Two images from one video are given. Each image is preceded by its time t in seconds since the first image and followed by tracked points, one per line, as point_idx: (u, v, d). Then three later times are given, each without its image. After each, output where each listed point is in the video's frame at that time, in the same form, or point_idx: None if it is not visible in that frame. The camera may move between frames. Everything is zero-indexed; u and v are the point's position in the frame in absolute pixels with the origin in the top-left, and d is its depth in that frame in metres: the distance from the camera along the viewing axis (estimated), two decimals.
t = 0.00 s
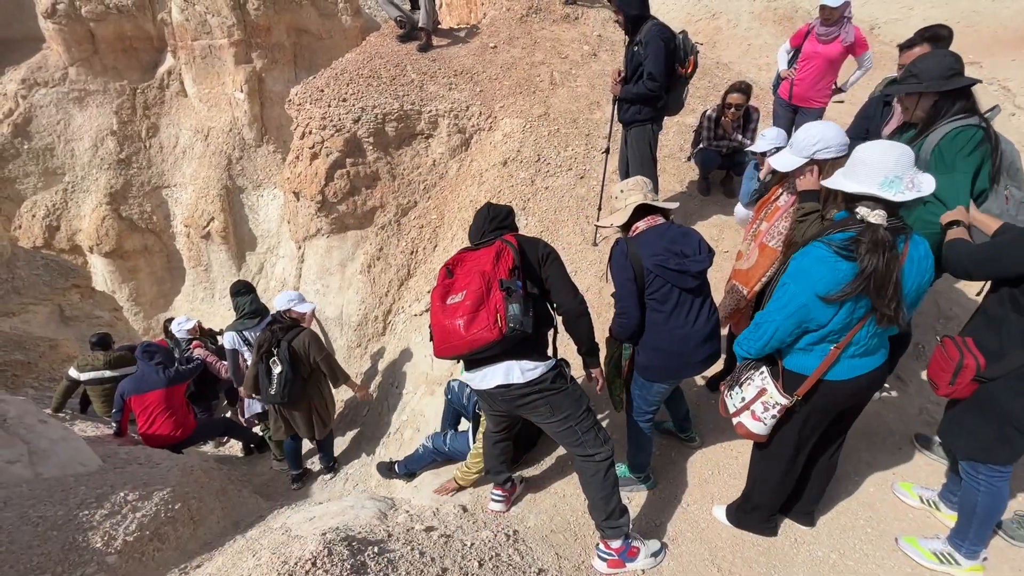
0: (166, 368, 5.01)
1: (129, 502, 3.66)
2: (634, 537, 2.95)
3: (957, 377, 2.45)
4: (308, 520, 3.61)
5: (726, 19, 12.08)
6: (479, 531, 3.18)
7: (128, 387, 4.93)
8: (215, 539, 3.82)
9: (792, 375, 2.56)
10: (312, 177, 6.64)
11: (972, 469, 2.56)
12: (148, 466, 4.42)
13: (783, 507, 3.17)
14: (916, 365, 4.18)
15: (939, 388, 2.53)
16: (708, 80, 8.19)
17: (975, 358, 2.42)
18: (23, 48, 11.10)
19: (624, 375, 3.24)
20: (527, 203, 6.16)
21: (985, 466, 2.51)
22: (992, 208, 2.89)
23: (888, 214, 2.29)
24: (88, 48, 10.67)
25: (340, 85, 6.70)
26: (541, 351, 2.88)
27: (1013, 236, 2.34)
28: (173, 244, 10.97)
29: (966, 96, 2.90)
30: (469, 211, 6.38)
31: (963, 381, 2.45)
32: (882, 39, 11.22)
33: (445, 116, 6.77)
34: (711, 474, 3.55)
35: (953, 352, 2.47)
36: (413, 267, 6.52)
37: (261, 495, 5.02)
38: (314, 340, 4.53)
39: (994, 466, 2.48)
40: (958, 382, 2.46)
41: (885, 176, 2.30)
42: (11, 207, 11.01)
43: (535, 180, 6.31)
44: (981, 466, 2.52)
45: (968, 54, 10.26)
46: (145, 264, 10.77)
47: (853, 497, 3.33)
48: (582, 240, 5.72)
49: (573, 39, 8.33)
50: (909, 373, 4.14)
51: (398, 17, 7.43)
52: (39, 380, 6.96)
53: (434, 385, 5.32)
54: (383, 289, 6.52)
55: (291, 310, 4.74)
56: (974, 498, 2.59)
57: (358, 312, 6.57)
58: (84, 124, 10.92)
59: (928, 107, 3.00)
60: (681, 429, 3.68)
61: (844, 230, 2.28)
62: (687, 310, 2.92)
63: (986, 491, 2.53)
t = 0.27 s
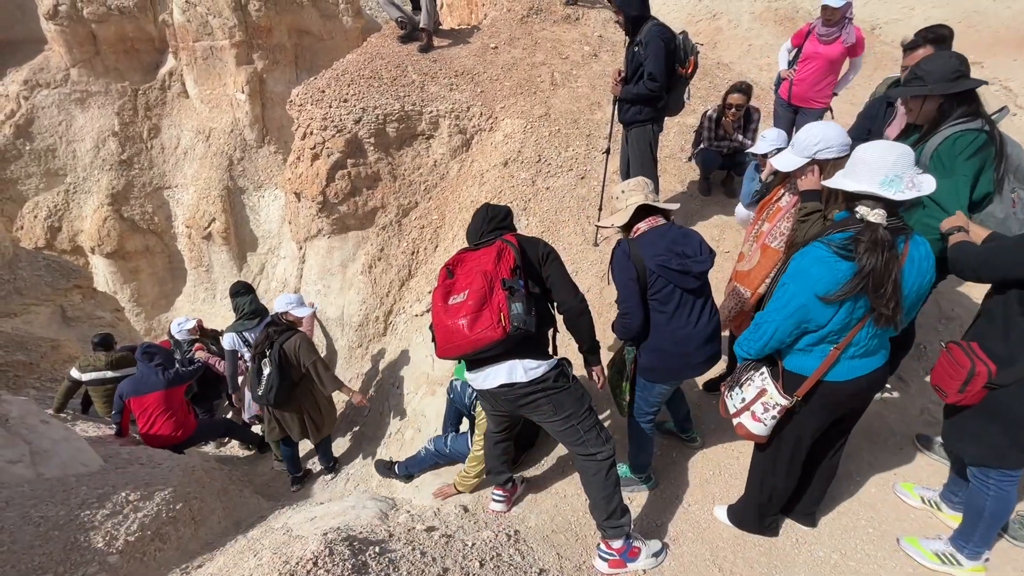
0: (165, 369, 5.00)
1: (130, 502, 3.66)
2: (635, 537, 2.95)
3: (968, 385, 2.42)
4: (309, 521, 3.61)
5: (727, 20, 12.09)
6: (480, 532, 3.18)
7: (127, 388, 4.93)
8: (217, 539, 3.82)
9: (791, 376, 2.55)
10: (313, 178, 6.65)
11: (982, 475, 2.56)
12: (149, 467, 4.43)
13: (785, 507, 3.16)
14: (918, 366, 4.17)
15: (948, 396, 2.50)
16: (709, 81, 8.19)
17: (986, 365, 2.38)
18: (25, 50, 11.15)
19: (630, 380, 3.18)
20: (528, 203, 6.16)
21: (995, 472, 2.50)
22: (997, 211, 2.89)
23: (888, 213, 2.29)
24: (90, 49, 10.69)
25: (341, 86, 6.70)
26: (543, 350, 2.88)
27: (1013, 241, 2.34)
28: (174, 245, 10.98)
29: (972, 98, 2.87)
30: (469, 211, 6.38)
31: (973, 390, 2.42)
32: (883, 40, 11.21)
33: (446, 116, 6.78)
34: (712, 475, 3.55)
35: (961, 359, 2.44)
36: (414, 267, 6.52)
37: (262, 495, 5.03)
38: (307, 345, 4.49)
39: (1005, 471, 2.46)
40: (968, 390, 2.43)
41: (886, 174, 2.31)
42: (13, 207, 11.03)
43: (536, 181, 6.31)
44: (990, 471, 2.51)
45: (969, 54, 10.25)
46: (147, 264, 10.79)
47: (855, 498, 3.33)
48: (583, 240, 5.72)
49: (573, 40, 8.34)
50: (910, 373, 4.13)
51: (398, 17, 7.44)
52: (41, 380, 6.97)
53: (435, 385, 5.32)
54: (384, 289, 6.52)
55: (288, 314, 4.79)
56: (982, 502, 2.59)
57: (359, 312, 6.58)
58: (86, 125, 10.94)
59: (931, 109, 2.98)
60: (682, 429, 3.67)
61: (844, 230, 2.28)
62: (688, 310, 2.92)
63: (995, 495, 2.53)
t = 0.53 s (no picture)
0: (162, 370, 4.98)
1: (131, 502, 3.67)
2: (636, 537, 2.95)
3: (968, 386, 2.41)
4: (309, 521, 3.61)
5: (728, 20, 12.09)
6: (480, 532, 3.18)
7: (124, 389, 4.93)
8: (217, 540, 3.83)
9: (794, 378, 2.54)
10: (315, 178, 6.66)
11: (985, 478, 2.54)
12: (150, 467, 4.44)
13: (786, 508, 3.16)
14: (920, 366, 4.16)
15: (949, 397, 2.49)
16: (710, 81, 8.18)
17: (986, 366, 2.37)
18: (27, 50, 11.20)
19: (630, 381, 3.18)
20: (529, 204, 6.16)
21: (999, 474, 2.48)
22: (997, 210, 2.89)
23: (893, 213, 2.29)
24: (92, 50, 10.72)
25: (342, 86, 6.70)
26: (545, 348, 2.89)
27: (1017, 237, 2.35)
28: (176, 245, 10.99)
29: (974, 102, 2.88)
30: (470, 211, 6.37)
31: (973, 390, 2.41)
32: (885, 40, 11.20)
33: (446, 117, 6.78)
34: (713, 475, 3.54)
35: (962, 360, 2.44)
36: (415, 267, 6.52)
37: (263, 495, 5.03)
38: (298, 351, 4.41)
39: (1009, 474, 2.44)
40: (969, 391, 2.42)
41: (887, 175, 2.31)
42: (15, 208, 11.05)
43: (537, 181, 6.31)
44: (994, 474, 2.49)
45: (971, 55, 10.24)
46: (148, 265, 10.80)
47: (856, 499, 3.32)
48: (583, 240, 5.72)
49: (574, 40, 8.34)
50: (912, 374, 4.12)
51: (399, 18, 7.44)
52: (43, 380, 6.98)
53: (435, 385, 5.32)
54: (384, 290, 6.53)
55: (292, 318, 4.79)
56: (984, 504, 2.57)
57: (360, 313, 6.58)
58: (88, 125, 10.97)
59: (935, 110, 2.97)
60: (683, 430, 3.67)
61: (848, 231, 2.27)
62: (688, 310, 2.92)
63: (998, 498, 2.51)
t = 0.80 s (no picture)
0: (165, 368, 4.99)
1: (133, 502, 3.67)
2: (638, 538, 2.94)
3: (969, 384, 2.43)
4: (311, 521, 3.62)
5: (729, 20, 12.09)
6: (481, 532, 3.18)
7: (127, 387, 4.93)
8: (219, 540, 3.83)
9: (799, 378, 2.54)
10: (316, 178, 6.67)
11: (989, 478, 2.52)
12: (152, 466, 4.44)
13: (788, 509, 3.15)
14: (922, 366, 4.15)
15: (950, 395, 2.51)
16: (711, 81, 8.18)
17: (987, 364, 2.40)
18: (30, 51, 11.24)
19: (629, 382, 3.19)
20: (530, 204, 6.16)
21: (1003, 474, 2.45)
22: (997, 204, 2.91)
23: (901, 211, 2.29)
24: (94, 51, 10.74)
25: (343, 87, 6.71)
26: (548, 347, 2.89)
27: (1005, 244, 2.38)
28: (177, 245, 11.00)
29: (965, 99, 2.90)
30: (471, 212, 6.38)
31: (974, 388, 2.43)
32: (887, 40, 11.19)
33: (448, 117, 6.78)
34: (714, 476, 3.54)
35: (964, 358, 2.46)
36: (416, 267, 6.52)
37: (264, 495, 5.03)
38: (299, 348, 4.46)
39: (1012, 474, 2.42)
40: (970, 389, 2.44)
41: (892, 172, 2.30)
42: (17, 208, 11.07)
43: (538, 181, 6.31)
44: (998, 474, 2.47)
45: (973, 55, 10.23)
46: (150, 265, 10.81)
47: (858, 500, 3.32)
48: (585, 241, 5.72)
49: (576, 41, 8.34)
50: (913, 374, 4.12)
51: (401, 18, 7.45)
52: (45, 380, 6.99)
53: (437, 385, 5.32)
54: (386, 290, 6.53)
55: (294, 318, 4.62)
56: (989, 505, 2.55)
57: (361, 313, 6.58)
58: (90, 126, 11.00)
59: (926, 109, 2.99)
60: (684, 431, 3.66)
61: (855, 231, 2.27)
62: (687, 311, 2.92)
63: (1002, 499, 2.49)
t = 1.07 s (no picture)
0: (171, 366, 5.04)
1: (136, 501, 3.68)
2: (641, 538, 2.94)
3: (981, 386, 2.39)
4: (313, 520, 3.62)
5: (731, 20, 12.08)
6: (483, 532, 3.18)
7: (132, 385, 4.96)
8: (221, 539, 3.83)
9: (802, 379, 2.53)
10: (318, 178, 6.67)
11: (996, 478, 2.51)
12: (154, 466, 4.45)
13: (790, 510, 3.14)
14: (924, 367, 4.15)
15: (961, 399, 2.46)
16: (713, 81, 8.17)
17: (999, 365, 2.37)
18: (33, 51, 11.28)
19: (626, 387, 3.10)
20: (532, 204, 6.15)
21: (1011, 475, 2.45)
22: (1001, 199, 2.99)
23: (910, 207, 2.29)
24: (97, 51, 10.76)
25: (345, 87, 6.72)
26: (552, 345, 2.89)
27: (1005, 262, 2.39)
28: (179, 245, 11.01)
29: (963, 98, 2.88)
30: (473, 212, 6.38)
31: (986, 391, 2.39)
32: (889, 40, 11.18)
33: (450, 117, 6.78)
34: (716, 476, 3.54)
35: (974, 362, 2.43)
36: (418, 267, 6.52)
37: (266, 495, 5.03)
38: (313, 351, 4.48)
39: (1020, 475, 2.41)
40: (982, 392, 2.41)
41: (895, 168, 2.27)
42: (20, 207, 11.10)
43: (540, 181, 6.31)
44: (1005, 475, 2.47)
45: (975, 55, 10.22)
46: (152, 265, 10.83)
47: (860, 500, 3.31)
48: (586, 240, 5.71)
49: (578, 41, 8.34)
50: (916, 374, 4.11)
51: (402, 18, 7.46)
52: (47, 379, 7.00)
53: (439, 385, 5.32)
54: (388, 290, 6.53)
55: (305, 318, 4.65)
56: (995, 505, 2.54)
57: (363, 312, 6.58)
58: (93, 126, 11.02)
59: (922, 111, 2.99)
60: (686, 431, 3.66)
61: (862, 231, 2.25)
62: (686, 314, 2.93)
63: (1009, 500, 2.48)
